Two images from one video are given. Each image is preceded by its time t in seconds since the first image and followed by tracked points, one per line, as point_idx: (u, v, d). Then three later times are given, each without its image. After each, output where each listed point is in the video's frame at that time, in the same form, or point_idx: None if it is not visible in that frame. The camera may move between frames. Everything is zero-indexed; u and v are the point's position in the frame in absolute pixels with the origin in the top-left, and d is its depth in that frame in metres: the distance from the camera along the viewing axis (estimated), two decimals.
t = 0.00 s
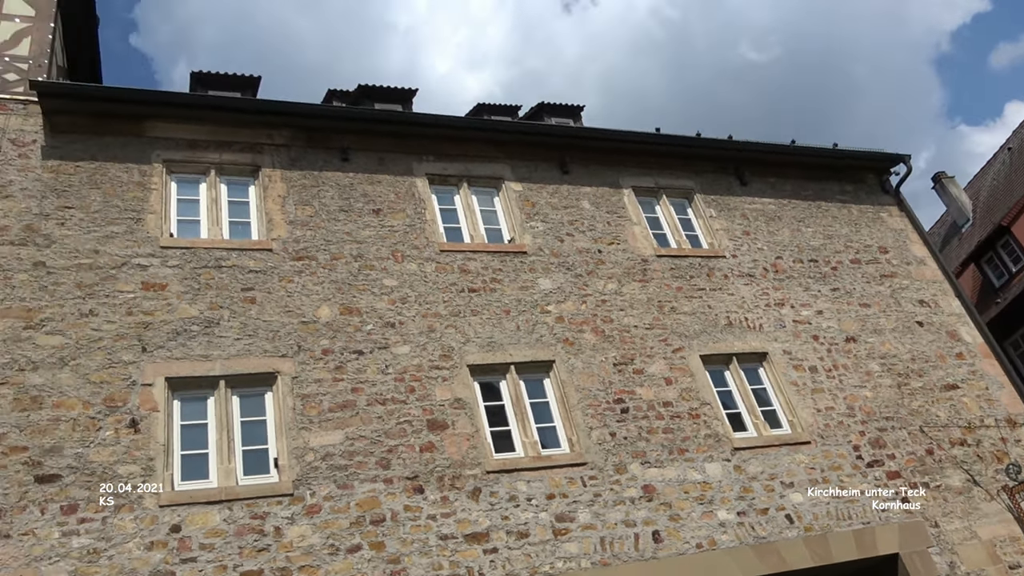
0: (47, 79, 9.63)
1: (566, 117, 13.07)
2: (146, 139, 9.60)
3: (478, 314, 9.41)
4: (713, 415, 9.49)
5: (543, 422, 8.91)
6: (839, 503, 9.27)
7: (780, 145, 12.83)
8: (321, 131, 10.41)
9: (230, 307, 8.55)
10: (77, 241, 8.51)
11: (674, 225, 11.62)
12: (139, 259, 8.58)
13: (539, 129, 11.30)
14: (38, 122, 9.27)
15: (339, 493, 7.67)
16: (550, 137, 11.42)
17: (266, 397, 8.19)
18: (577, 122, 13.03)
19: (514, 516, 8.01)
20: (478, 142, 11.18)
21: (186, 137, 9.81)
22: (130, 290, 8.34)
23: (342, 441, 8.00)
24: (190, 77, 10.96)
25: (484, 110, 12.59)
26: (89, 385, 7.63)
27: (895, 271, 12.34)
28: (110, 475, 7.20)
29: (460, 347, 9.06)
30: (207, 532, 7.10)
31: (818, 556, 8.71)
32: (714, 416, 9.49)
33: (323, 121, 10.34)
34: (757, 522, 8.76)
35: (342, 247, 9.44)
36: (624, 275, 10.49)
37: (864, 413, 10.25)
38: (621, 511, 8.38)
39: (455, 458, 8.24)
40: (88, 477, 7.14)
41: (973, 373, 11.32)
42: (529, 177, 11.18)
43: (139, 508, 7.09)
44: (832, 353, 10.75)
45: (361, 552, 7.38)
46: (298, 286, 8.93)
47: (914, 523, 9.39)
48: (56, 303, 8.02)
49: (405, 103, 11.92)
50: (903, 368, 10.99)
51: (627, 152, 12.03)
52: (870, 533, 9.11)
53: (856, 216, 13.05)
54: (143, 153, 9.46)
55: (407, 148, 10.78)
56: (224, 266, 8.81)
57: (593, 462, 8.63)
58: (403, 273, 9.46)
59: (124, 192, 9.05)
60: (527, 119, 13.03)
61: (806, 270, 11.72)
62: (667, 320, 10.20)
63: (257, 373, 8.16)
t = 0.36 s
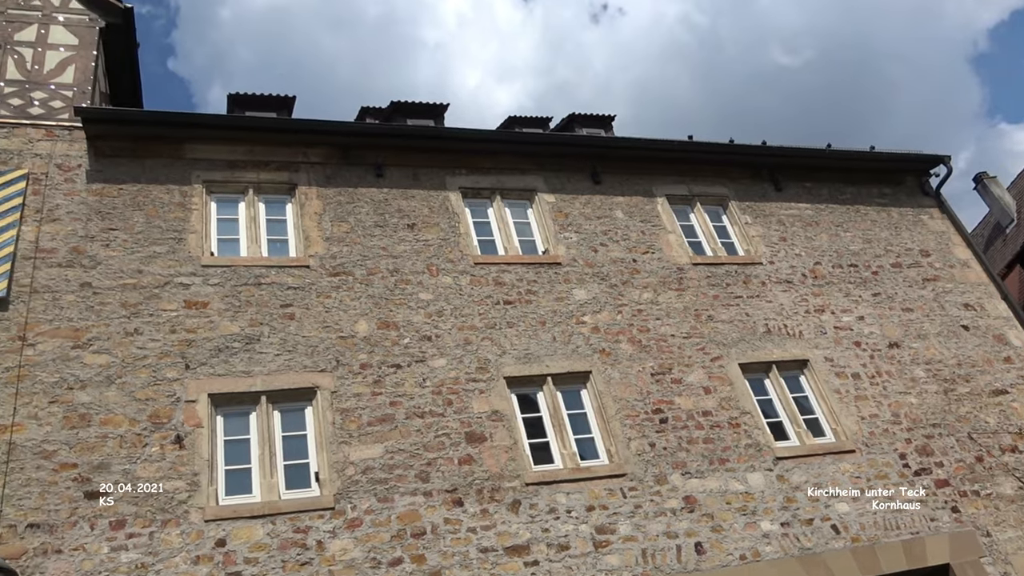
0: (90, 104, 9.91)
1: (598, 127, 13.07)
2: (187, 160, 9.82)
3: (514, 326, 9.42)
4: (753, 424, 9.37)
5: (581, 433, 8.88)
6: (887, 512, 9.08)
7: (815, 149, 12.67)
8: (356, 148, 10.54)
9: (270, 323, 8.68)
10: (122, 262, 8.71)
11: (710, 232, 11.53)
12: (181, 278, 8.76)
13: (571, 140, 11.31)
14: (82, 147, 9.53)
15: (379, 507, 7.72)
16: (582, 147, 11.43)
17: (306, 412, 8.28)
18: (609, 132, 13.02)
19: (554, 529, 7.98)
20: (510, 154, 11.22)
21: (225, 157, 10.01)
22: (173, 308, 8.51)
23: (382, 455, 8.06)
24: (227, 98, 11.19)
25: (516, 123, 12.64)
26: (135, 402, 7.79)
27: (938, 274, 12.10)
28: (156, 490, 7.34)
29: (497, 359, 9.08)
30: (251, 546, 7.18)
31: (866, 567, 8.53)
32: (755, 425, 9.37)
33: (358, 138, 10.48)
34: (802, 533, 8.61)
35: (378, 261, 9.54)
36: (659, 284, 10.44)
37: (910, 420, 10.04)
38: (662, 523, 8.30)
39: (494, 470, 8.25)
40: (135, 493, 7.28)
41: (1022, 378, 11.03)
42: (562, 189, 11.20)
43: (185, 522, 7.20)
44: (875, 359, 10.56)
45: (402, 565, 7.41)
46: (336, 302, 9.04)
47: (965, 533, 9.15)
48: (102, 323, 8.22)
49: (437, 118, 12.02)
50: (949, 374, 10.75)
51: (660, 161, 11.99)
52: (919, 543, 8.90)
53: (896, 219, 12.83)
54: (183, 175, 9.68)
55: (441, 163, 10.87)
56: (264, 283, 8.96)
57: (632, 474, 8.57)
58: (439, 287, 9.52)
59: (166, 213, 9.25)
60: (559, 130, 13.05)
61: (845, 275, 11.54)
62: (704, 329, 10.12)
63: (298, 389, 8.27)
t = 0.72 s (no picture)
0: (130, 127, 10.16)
1: (628, 136, 13.04)
2: (223, 180, 10.01)
3: (548, 337, 9.42)
4: (793, 433, 9.23)
5: (618, 443, 8.82)
6: (934, 522, 8.86)
7: (851, 152, 12.49)
8: (388, 164, 10.65)
9: (306, 337, 8.79)
10: (163, 280, 8.90)
11: (745, 239, 11.42)
12: (220, 295, 8.91)
13: (601, 150, 11.30)
14: (124, 169, 9.77)
15: (417, 519, 7.74)
16: (613, 157, 11.40)
17: (343, 425, 8.36)
18: (640, 141, 12.98)
19: (592, 540, 7.93)
20: (541, 165, 11.24)
21: (260, 176, 10.18)
22: (213, 325, 8.66)
23: (419, 467, 8.10)
24: (262, 118, 11.39)
25: (546, 134, 12.66)
26: (177, 418, 7.93)
27: (982, 276, 11.83)
28: (199, 504, 7.45)
29: (532, 370, 9.08)
30: (292, 559, 7.26)
31: None
32: (795, 434, 9.23)
33: (390, 153, 10.58)
34: (847, 543, 8.44)
35: (412, 275, 9.62)
36: (694, 292, 10.36)
37: (956, 427, 9.81)
38: (703, 534, 8.20)
39: (531, 482, 8.23)
40: (179, 507, 7.40)
41: None
42: (594, 198, 11.18)
43: (227, 536, 7.30)
44: (918, 365, 10.34)
45: None
46: (371, 316, 9.12)
47: (1017, 542, 8.89)
48: (145, 340, 8.39)
49: (467, 131, 12.10)
50: (995, 378, 10.49)
51: (692, 168, 11.91)
52: (969, 553, 8.67)
53: (936, 222, 12.59)
54: (221, 194, 9.86)
55: (472, 176, 10.93)
56: (300, 298, 9.08)
57: (671, 484, 8.49)
58: (473, 299, 9.56)
59: (205, 231, 9.43)
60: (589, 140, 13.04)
61: (885, 279, 11.34)
62: (741, 337, 10.01)
63: (335, 402, 8.35)
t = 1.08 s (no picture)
0: (166, 147, 10.33)
1: (658, 143, 12.97)
2: (257, 196, 10.14)
3: (581, 347, 9.38)
4: (833, 441, 9.09)
5: (654, 453, 8.75)
6: (980, 531, 8.66)
7: (885, 154, 12.31)
8: (419, 177, 10.71)
9: (340, 351, 8.85)
10: (199, 296, 9.02)
11: (778, 245, 11.29)
12: (255, 310, 9.01)
13: (631, 158, 11.25)
14: (160, 188, 9.94)
15: (453, 531, 7.74)
16: (643, 165, 11.35)
17: (378, 438, 8.39)
18: (670, 148, 12.91)
19: (629, 551, 7.86)
20: (570, 175, 11.23)
21: (293, 192, 10.29)
22: (248, 340, 8.76)
23: (453, 479, 8.09)
24: (294, 134, 11.52)
25: (575, 143, 12.64)
26: (215, 432, 8.02)
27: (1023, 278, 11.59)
28: (237, 518, 7.51)
29: (565, 381, 9.05)
30: (329, 572, 7.29)
31: None
32: (834, 441, 9.08)
33: (420, 167, 10.64)
34: (890, 553, 8.28)
35: (444, 287, 9.65)
36: (728, 299, 10.26)
37: (1000, 433, 9.60)
38: (741, 544, 8.09)
39: (566, 492, 8.19)
40: (218, 521, 7.47)
41: None
42: (624, 207, 11.14)
43: (265, 549, 7.35)
44: (960, 370, 10.13)
45: None
46: (404, 328, 9.16)
47: None
48: (182, 356, 8.51)
49: (497, 143, 12.13)
50: None
51: (723, 174, 11.81)
52: (1018, 563, 8.45)
53: (975, 223, 12.36)
54: (254, 210, 9.99)
55: (502, 187, 10.95)
56: (334, 312, 9.15)
57: (708, 494, 8.39)
58: (505, 310, 9.56)
59: (240, 247, 9.55)
60: (619, 148, 13.00)
61: (923, 283, 11.15)
62: (776, 344, 9.88)
63: (369, 415, 8.39)
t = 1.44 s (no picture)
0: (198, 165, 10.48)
1: (686, 150, 12.91)
2: (288, 211, 10.25)
3: (612, 356, 9.34)
4: (871, 448, 8.94)
5: (688, 462, 8.66)
6: None
7: (918, 156, 12.14)
8: (447, 189, 10.76)
9: (372, 363, 8.89)
10: (233, 311, 9.13)
11: (810, 250, 11.17)
12: (288, 323, 9.10)
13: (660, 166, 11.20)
14: (193, 205, 10.09)
15: (487, 543, 7.72)
16: (672, 172, 11.30)
17: (411, 449, 8.41)
18: (698, 155, 12.83)
19: (666, 562, 7.78)
20: (599, 185, 11.21)
21: (323, 206, 10.38)
22: (282, 353, 8.84)
23: (487, 490, 8.08)
24: (323, 149, 11.64)
25: (603, 152, 12.62)
26: (250, 445, 8.09)
27: None
28: (273, 530, 7.56)
29: (597, 391, 9.00)
30: None
31: None
32: (873, 449, 8.94)
33: (448, 179, 10.69)
34: (932, 562, 8.11)
35: (474, 298, 9.67)
36: (760, 306, 10.16)
37: None
38: (779, 554, 7.97)
39: (600, 503, 8.13)
40: (254, 533, 7.53)
41: None
42: (653, 215, 11.09)
43: (301, 561, 7.39)
44: (1001, 374, 9.93)
45: None
46: (435, 340, 9.19)
47: None
48: (217, 370, 8.60)
49: (524, 153, 12.15)
50: None
51: (752, 180, 11.72)
52: None
53: (1012, 225, 12.14)
54: (286, 225, 10.09)
55: (530, 197, 10.96)
56: (365, 324, 9.20)
57: (744, 503, 8.29)
58: (535, 320, 9.55)
59: (272, 262, 9.66)
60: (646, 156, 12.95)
61: (960, 286, 10.95)
62: (811, 350, 9.76)
63: (402, 427, 8.42)
